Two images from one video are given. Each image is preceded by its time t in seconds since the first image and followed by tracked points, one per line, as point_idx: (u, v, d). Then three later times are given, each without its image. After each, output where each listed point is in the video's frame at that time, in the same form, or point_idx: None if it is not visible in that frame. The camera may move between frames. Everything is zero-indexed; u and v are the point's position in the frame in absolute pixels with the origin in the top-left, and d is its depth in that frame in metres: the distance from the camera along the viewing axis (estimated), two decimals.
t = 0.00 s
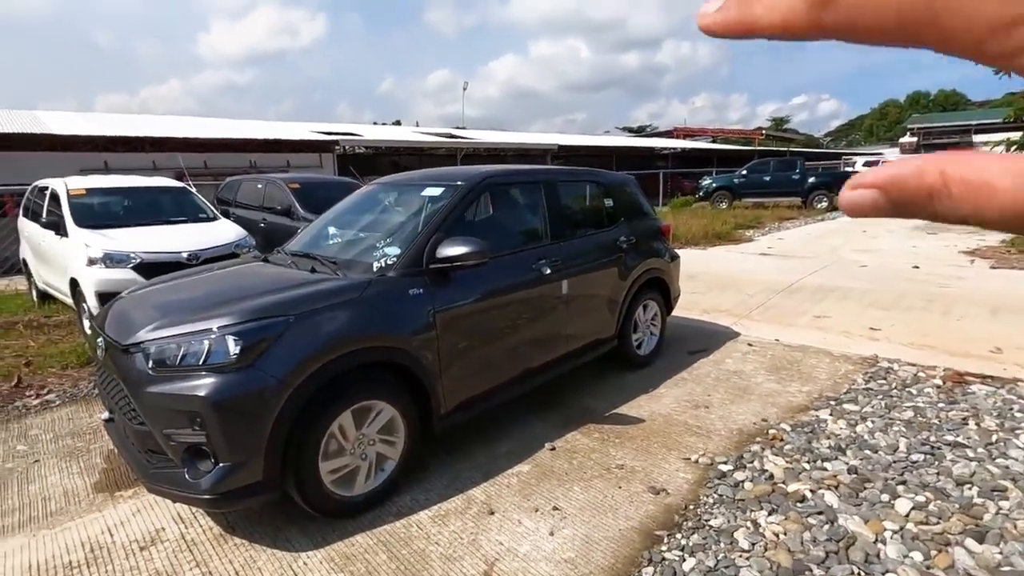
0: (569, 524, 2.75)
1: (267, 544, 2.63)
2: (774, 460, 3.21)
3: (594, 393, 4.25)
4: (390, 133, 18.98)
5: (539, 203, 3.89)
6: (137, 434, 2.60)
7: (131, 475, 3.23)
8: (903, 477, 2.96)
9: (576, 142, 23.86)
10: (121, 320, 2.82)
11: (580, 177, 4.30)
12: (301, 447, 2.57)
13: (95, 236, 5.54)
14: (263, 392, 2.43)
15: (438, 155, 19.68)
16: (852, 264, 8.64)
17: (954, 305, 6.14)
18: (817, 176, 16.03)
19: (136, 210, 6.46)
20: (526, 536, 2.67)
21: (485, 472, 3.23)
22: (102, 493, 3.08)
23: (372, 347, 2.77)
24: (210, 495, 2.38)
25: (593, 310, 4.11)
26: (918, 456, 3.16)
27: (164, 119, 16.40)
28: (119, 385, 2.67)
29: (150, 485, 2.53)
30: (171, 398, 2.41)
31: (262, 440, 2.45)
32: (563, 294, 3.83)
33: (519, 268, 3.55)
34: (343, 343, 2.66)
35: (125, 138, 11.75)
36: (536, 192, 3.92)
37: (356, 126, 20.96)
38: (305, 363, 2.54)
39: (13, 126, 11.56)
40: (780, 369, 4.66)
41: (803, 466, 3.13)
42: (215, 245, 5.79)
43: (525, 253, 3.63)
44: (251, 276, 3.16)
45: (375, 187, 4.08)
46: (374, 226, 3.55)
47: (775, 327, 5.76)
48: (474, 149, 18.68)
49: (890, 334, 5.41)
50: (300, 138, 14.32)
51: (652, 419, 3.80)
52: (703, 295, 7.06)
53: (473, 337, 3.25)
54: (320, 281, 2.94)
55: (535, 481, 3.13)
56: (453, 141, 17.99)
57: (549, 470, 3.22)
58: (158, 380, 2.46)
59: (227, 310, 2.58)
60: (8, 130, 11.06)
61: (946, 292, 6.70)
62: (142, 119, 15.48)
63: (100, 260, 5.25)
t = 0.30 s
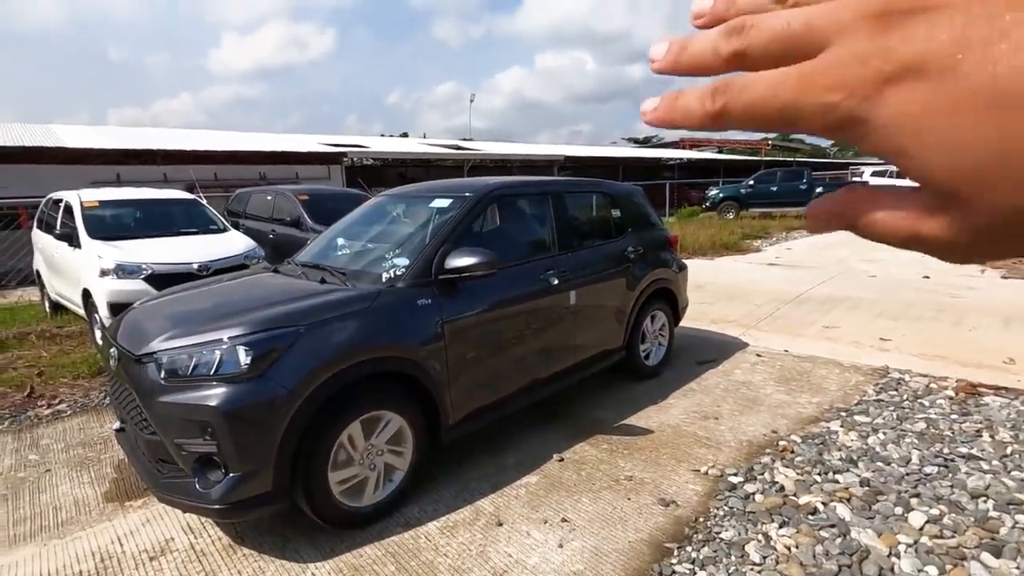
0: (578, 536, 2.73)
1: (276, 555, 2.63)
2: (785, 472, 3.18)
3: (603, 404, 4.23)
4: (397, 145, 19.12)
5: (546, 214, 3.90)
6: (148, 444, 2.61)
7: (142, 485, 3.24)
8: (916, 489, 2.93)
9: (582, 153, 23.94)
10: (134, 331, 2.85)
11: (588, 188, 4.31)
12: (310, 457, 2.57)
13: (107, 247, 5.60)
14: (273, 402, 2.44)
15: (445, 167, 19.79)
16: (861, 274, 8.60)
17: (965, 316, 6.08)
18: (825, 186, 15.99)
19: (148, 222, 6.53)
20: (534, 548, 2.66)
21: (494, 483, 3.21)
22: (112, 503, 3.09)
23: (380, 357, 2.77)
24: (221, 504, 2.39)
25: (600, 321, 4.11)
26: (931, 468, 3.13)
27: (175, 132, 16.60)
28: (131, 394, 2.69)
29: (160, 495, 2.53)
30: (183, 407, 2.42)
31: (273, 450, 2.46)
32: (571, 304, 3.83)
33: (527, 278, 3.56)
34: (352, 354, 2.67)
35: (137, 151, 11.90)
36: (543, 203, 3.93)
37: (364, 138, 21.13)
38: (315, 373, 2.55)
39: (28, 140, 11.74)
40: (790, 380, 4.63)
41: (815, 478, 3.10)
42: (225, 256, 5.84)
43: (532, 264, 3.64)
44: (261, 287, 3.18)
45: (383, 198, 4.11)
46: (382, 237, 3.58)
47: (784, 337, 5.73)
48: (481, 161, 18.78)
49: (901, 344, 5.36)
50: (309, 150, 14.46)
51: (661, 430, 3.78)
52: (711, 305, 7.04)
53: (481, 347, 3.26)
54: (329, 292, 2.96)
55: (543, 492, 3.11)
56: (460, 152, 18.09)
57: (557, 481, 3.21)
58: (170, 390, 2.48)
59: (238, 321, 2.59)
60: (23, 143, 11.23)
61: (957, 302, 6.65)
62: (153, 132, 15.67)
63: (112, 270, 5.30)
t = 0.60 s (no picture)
0: (585, 548, 2.72)
1: (283, 566, 2.63)
2: (793, 484, 3.17)
3: (609, 415, 4.23)
4: (404, 158, 19.26)
5: (551, 226, 3.93)
6: (159, 454, 2.63)
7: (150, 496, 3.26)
8: (926, 501, 2.91)
9: (587, 165, 24.02)
10: (144, 342, 2.88)
11: (592, 200, 4.34)
12: (318, 467, 2.59)
13: (118, 260, 5.66)
14: (281, 414, 2.46)
15: (451, 179, 19.89)
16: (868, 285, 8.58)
17: (973, 327, 6.05)
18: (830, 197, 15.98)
19: (158, 235, 6.59)
20: (541, 559, 2.65)
21: (500, 495, 3.21)
22: (121, 514, 3.11)
23: (388, 368, 2.79)
24: (229, 515, 2.40)
25: (606, 332, 4.12)
26: (941, 480, 3.10)
27: (183, 146, 16.77)
28: (142, 405, 2.71)
29: (169, 505, 2.55)
30: (193, 418, 2.45)
31: (281, 461, 2.47)
32: (576, 315, 3.84)
33: (533, 289, 3.57)
34: (359, 365, 2.69)
35: (146, 165, 12.05)
36: (548, 215, 3.96)
37: (371, 152, 21.29)
38: (323, 385, 2.57)
39: (40, 155, 11.91)
40: (797, 391, 4.61)
41: (823, 490, 3.08)
42: (234, 269, 5.89)
43: (538, 275, 3.66)
44: (270, 299, 3.21)
45: (389, 211, 4.14)
46: (389, 249, 3.61)
47: (791, 348, 5.72)
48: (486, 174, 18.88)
49: (909, 356, 5.34)
50: (316, 164, 14.58)
51: (668, 442, 3.77)
52: (716, 316, 7.03)
53: (488, 358, 3.28)
54: (337, 304, 2.98)
55: (550, 504, 3.11)
56: (465, 165, 18.19)
57: (564, 493, 3.20)
58: (180, 401, 2.50)
59: (247, 332, 2.62)
60: (34, 158, 11.38)
61: (965, 313, 6.62)
62: (162, 147, 15.85)
63: (122, 283, 5.36)
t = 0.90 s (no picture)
0: (586, 557, 2.71)
1: None
2: (795, 492, 3.16)
3: (610, 424, 4.22)
4: (405, 168, 19.34)
5: (551, 234, 3.94)
6: (160, 464, 2.64)
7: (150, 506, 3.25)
8: (929, 510, 2.89)
9: (588, 174, 24.10)
10: (146, 352, 2.89)
11: (592, 209, 4.35)
12: (319, 477, 2.58)
13: (120, 271, 5.68)
14: (282, 423, 2.46)
15: (452, 189, 19.96)
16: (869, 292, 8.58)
17: (975, 334, 6.04)
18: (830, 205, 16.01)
19: (160, 245, 6.62)
20: (542, 569, 2.64)
21: (501, 504, 3.20)
22: (121, 525, 3.11)
23: (389, 377, 2.80)
24: (228, 525, 2.40)
25: (606, 340, 4.12)
26: (943, 488, 3.09)
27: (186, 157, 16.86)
28: (143, 415, 2.72)
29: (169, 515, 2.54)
30: (194, 428, 2.45)
31: (281, 471, 2.47)
32: (577, 324, 3.85)
33: (533, 298, 3.58)
34: (360, 374, 2.69)
35: (149, 176, 12.11)
36: (548, 223, 3.97)
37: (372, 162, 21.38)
38: (324, 394, 2.58)
39: (44, 167, 11.99)
40: (799, 399, 4.60)
41: (825, 498, 3.07)
42: (235, 279, 5.91)
43: (538, 284, 3.67)
44: (271, 309, 3.22)
45: (391, 220, 4.15)
46: (390, 258, 3.62)
47: (792, 356, 5.71)
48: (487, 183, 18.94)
49: (911, 363, 5.33)
50: (318, 174, 14.65)
51: (669, 450, 3.76)
52: (718, 325, 7.03)
53: (488, 367, 3.28)
54: (337, 313, 2.99)
55: (551, 513, 3.10)
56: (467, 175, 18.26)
57: (565, 502, 3.19)
58: (181, 411, 2.50)
59: (248, 342, 2.63)
60: (38, 170, 11.44)
61: (966, 320, 6.61)
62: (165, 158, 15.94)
63: (124, 294, 5.38)
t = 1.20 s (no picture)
0: (586, 562, 2.70)
1: None
2: (796, 496, 3.15)
3: (611, 428, 4.21)
4: (404, 174, 19.37)
5: (549, 239, 3.95)
6: (159, 471, 2.63)
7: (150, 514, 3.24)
8: (930, 512, 2.89)
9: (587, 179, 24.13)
10: (145, 359, 2.89)
11: (590, 213, 4.36)
12: (318, 483, 2.58)
13: (120, 278, 5.68)
14: (282, 429, 2.46)
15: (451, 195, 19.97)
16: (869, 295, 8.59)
17: (975, 335, 6.05)
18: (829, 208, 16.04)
19: (159, 253, 6.62)
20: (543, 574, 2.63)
21: (501, 509, 3.20)
22: (121, 533, 3.09)
23: (389, 383, 2.80)
24: (228, 533, 2.39)
25: (606, 345, 4.12)
26: (945, 490, 3.09)
27: (185, 164, 16.87)
28: (142, 421, 2.71)
29: (168, 522, 2.54)
30: (193, 434, 2.44)
31: (281, 477, 2.47)
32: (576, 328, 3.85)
33: (532, 302, 3.58)
34: (360, 380, 2.69)
35: (149, 184, 12.13)
36: (547, 228, 3.98)
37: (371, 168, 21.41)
38: (324, 400, 2.57)
39: (43, 175, 12.00)
40: (799, 402, 4.60)
41: (827, 501, 3.06)
42: (235, 286, 5.90)
43: (538, 289, 3.68)
44: (270, 315, 3.22)
45: (390, 226, 4.16)
46: (389, 264, 3.62)
47: (792, 360, 5.71)
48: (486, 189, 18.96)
49: (911, 365, 5.32)
50: (317, 181, 14.66)
51: (670, 455, 3.76)
52: (717, 328, 7.02)
53: (488, 372, 3.27)
54: (337, 319, 2.99)
55: (552, 518, 3.09)
56: (466, 180, 18.28)
57: (566, 507, 3.19)
58: (181, 419, 2.49)
59: (247, 348, 2.63)
60: (37, 178, 11.45)
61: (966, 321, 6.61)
62: (164, 166, 15.95)
63: (123, 301, 5.37)
